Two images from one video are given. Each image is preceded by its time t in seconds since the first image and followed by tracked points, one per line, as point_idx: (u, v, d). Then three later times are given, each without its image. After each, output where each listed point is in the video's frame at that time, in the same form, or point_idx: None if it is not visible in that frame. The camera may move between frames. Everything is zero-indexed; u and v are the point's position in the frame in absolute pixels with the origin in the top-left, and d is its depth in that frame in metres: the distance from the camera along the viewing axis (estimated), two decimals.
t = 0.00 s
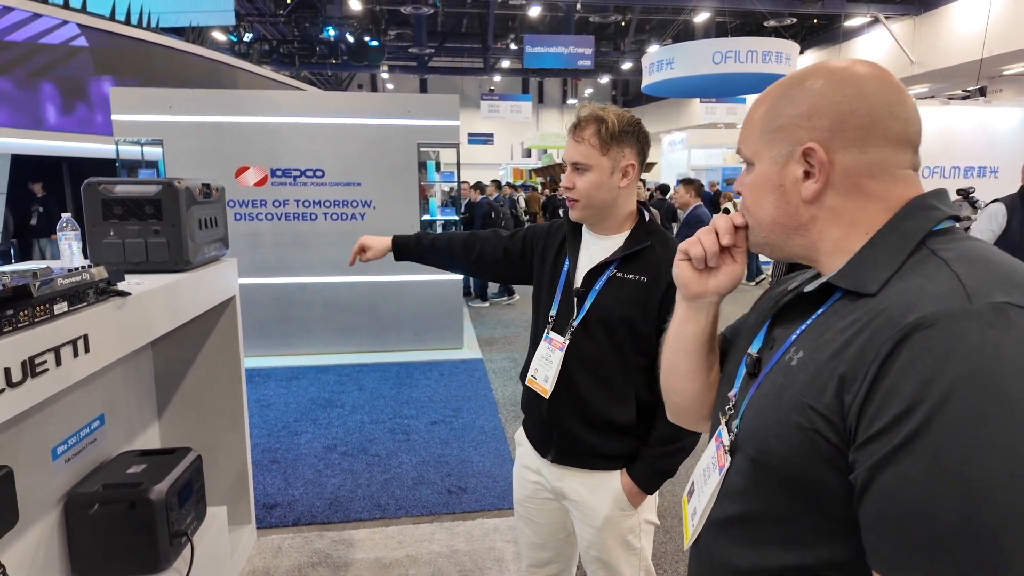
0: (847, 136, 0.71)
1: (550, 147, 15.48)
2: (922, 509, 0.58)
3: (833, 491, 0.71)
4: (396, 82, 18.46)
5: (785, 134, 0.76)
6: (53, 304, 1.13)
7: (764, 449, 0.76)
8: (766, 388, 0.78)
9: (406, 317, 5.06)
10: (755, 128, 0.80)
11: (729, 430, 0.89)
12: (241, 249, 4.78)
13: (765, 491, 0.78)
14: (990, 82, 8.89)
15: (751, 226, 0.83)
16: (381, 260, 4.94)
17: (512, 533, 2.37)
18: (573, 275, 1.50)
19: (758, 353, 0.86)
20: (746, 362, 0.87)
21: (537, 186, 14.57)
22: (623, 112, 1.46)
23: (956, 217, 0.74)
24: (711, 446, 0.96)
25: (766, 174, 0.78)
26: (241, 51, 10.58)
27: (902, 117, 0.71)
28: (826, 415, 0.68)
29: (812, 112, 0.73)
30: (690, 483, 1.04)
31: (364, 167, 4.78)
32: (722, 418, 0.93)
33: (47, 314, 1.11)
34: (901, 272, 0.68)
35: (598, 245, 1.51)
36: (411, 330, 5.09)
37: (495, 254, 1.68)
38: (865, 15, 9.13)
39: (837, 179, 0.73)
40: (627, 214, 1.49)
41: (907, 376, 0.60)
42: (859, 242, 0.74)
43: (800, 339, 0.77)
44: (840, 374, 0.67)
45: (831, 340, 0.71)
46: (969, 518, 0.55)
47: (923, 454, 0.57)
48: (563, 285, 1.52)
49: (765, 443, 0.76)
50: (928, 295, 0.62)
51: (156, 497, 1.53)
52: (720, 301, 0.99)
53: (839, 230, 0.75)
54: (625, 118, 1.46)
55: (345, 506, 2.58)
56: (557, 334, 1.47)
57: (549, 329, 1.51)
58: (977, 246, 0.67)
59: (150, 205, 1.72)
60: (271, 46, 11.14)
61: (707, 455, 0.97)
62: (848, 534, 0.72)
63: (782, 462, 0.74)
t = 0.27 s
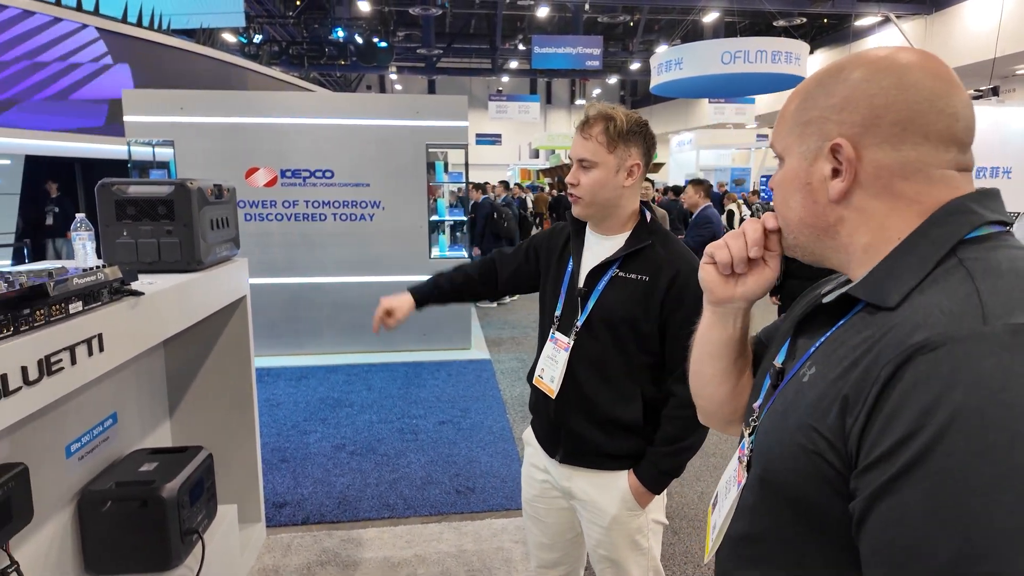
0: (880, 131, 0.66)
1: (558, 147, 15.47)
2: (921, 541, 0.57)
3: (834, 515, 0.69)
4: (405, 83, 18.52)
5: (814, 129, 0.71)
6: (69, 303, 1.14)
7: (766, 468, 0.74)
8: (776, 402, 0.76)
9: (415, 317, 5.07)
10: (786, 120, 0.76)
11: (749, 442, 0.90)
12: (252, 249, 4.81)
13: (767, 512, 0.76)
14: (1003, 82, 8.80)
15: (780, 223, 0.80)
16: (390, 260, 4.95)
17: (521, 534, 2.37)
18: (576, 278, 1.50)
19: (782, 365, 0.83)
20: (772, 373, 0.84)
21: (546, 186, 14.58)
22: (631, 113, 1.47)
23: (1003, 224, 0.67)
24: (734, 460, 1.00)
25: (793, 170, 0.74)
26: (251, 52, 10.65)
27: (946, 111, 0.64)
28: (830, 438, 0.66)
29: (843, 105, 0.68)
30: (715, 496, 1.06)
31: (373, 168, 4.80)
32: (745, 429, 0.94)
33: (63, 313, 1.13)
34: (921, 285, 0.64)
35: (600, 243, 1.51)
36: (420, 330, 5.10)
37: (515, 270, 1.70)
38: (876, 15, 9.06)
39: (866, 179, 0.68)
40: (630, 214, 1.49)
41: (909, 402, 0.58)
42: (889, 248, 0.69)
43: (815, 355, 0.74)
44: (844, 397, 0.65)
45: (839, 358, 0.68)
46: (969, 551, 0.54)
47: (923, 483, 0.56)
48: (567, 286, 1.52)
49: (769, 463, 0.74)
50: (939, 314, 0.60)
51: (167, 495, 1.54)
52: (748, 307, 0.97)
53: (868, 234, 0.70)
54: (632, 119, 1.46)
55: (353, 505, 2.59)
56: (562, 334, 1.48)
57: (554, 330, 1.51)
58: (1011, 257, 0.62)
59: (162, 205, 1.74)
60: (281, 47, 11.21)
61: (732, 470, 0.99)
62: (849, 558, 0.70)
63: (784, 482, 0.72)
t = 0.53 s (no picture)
0: (906, 127, 0.66)
1: (564, 148, 15.46)
2: (930, 542, 0.56)
3: (838, 514, 0.69)
4: (412, 85, 18.56)
5: (839, 121, 0.72)
6: (79, 304, 1.15)
7: (772, 464, 0.74)
8: (785, 400, 0.75)
9: (421, 318, 5.08)
10: (812, 112, 0.76)
11: (751, 434, 0.90)
12: (259, 250, 4.84)
13: (771, 506, 0.76)
14: (1013, 82, 8.72)
15: (795, 215, 0.80)
16: (396, 261, 4.97)
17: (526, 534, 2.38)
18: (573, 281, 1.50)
19: (786, 358, 0.84)
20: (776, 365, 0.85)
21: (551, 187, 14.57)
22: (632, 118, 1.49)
23: (1020, 229, 0.66)
24: (733, 452, 1.01)
25: (815, 162, 0.75)
26: (259, 54, 10.71)
27: (975, 110, 0.64)
28: (840, 438, 0.66)
29: (870, 100, 0.68)
30: (714, 486, 1.07)
31: (380, 169, 4.82)
32: (746, 422, 0.94)
33: (74, 314, 1.14)
34: (934, 287, 0.64)
35: (597, 246, 1.52)
36: (426, 331, 5.11)
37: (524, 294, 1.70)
38: (884, 15, 9.01)
39: (886, 173, 0.68)
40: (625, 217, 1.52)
41: (924, 405, 0.57)
42: (904, 245, 0.69)
43: (822, 351, 0.75)
44: (854, 397, 0.65)
45: (851, 357, 0.68)
46: (980, 555, 0.53)
47: (936, 488, 0.56)
48: (562, 291, 1.52)
49: (775, 459, 0.74)
50: (954, 318, 0.60)
51: (176, 495, 1.55)
52: (752, 303, 0.96)
53: (884, 229, 0.70)
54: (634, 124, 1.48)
55: (360, 505, 2.60)
56: (565, 339, 1.47)
57: (554, 337, 1.50)
58: None
59: (172, 207, 1.75)
60: (288, 49, 11.26)
61: (733, 462, 1.00)
62: (851, 557, 0.70)
63: (790, 479, 0.72)
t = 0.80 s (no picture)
0: (931, 117, 0.67)
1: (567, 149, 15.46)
2: (939, 531, 0.56)
3: (845, 508, 0.69)
4: (415, 85, 18.56)
5: (868, 100, 0.72)
6: (86, 304, 1.16)
7: (776, 455, 0.75)
8: (786, 391, 0.75)
9: (424, 318, 5.09)
10: (844, 90, 0.76)
11: (745, 426, 0.91)
12: (263, 250, 4.85)
13: (772, 497, 0.77)
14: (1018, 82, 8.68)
15: (803, 193, 0.81)
16: (399, 261, 4.97)
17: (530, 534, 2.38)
18: (566, 280, 1.49)
19: (778, 350, 0.85)
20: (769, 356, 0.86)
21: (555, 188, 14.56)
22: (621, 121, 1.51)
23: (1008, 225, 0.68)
24: (727, 440, 1.02)
25: (835, 139, 0.75)
26: (262, 54, 10.73)
27: (998, 114, 0.65)
28: (846, 431, 0.66)
29: (902, 84, 0.69)
30: (709, 477, 1.07)
31: (383, 170, 4.83)
32: (739, 414, 0.97)
33: (81, 314, 1.14)
34: (933, 281, 0.65)
35: (589, 246, 1.52)
36: (429, 331, 5.11)
37: (510, 292, 1.68)
38: (889, 15, 8.97)
39: (901, 161, 0.68)
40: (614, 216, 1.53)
41: (934, 399, 0.57)
42: (904, 235, 0.70)
43: (822, 342, 0.75)
44: (861, 390, 0.65)
45: (853, 350, 0.68)
46: (992, 547, 0.53)
47: (946, 481, 0.55)
48: (556, 289, 1.51)
49: (778, 450, 0.74)
50: (962, 312, 0.59)
51: (181, 494, 1.56)
52: (721, 317, 0.96)
53: (886, 216, 0.71)
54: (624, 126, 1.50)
55: (363, 505, 2.60)
56: (563, 340, 1.46)
57: (552, 338, 1.48)
58: (1019, 260, 0.63)
59: (177, 207, 1.76)
60: (291, 49, 11.27)
61: (729, 450, 1.00)
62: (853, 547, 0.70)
63: (795, 470, 0.72)
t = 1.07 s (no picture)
0: (905, 120, 0.71)
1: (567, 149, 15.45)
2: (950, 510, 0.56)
3: (854, 495, 0.70)
4: (414, 85, 18.54)
5: (847, 102, 0.77)
6: (89, 305, 1.16)
7: (774, 448, 0.78)
8: (777, 385, 0.79)
9: (424, 318, 5.08)
10: (830, 92, 0.81)
11: (733, 423, 0.96)
12: (263, 250, 4.85)
13: (772, 492, 0.81)
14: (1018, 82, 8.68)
15: (786, 184, 0.88)
16: (400, 261, 4.98)
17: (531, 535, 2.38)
18: (563, 283, 1.48)
19: (761, 344, 0.93)
20: (752, 351, 0.94)
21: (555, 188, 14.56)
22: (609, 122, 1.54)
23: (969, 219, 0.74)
24: (715, 440, 1.03)
25: (817, 136, 0.81)
26: (262, 55, 10.72)
27: (966, 122, 0.69)
28: (842, 417, 0.69)
29: (879, 90, 0.73)
30: (696, 478, 1.08)
31: (384, 170, 4.83)
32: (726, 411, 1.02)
33: (84, 314, 1.14)
34: (906, 267, 0.70)
35: (579, 247, 1.52)
36: (429, 331, 5.11)
37: (501, 299, 1.63)
38: (888, 16, 8.97)
39: (874, 160, 0.74)
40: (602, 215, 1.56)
41: (930, 380, 0.59)
42: (875, 230, 0.76)
43: (806, 335, 0.79)
44: (855, 377, 0.68)
45: (842, 341, 0.72)
46: (1002, 525, 0.53)
47: (948, 461, 0.56)
48: (552, 293, 1.49)
49: (776, 444, 0.78)
50: (946, 296, 0.63)
51: (183, 494, 1.55)
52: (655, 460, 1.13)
53: (860, 210, 0.77)
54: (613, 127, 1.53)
55: (364, 506, 2.60)
56: (567, 342, 1.45)
57: (553, 341, 1.47)
58: (988, 247, 0.68)
59: (179, 207, 1.75)
60: (291, 49, 11.26)
61: (716, 449, 1.00)
62: (861, 534, 0.73)
63: (794, 462, 0.75)
